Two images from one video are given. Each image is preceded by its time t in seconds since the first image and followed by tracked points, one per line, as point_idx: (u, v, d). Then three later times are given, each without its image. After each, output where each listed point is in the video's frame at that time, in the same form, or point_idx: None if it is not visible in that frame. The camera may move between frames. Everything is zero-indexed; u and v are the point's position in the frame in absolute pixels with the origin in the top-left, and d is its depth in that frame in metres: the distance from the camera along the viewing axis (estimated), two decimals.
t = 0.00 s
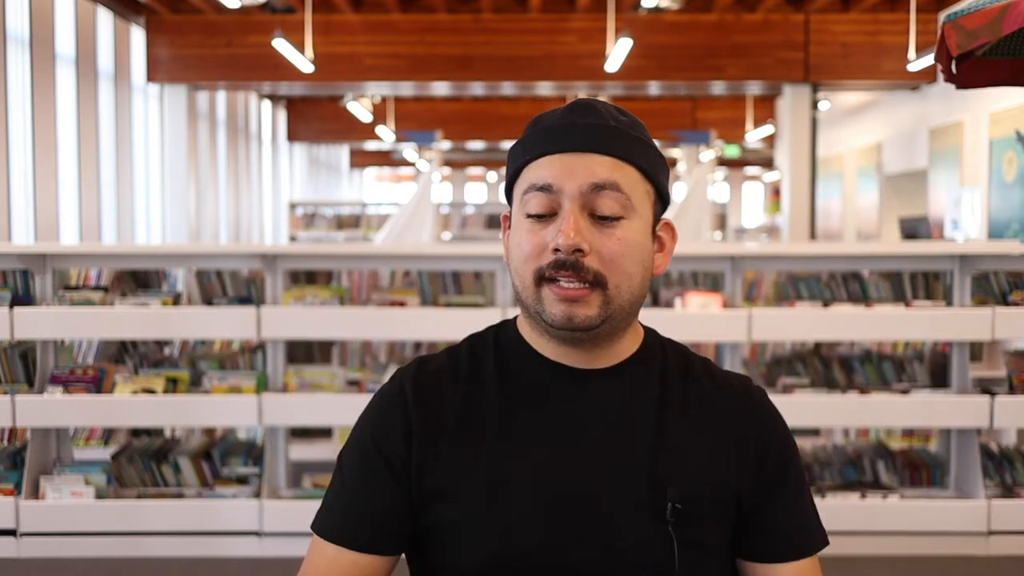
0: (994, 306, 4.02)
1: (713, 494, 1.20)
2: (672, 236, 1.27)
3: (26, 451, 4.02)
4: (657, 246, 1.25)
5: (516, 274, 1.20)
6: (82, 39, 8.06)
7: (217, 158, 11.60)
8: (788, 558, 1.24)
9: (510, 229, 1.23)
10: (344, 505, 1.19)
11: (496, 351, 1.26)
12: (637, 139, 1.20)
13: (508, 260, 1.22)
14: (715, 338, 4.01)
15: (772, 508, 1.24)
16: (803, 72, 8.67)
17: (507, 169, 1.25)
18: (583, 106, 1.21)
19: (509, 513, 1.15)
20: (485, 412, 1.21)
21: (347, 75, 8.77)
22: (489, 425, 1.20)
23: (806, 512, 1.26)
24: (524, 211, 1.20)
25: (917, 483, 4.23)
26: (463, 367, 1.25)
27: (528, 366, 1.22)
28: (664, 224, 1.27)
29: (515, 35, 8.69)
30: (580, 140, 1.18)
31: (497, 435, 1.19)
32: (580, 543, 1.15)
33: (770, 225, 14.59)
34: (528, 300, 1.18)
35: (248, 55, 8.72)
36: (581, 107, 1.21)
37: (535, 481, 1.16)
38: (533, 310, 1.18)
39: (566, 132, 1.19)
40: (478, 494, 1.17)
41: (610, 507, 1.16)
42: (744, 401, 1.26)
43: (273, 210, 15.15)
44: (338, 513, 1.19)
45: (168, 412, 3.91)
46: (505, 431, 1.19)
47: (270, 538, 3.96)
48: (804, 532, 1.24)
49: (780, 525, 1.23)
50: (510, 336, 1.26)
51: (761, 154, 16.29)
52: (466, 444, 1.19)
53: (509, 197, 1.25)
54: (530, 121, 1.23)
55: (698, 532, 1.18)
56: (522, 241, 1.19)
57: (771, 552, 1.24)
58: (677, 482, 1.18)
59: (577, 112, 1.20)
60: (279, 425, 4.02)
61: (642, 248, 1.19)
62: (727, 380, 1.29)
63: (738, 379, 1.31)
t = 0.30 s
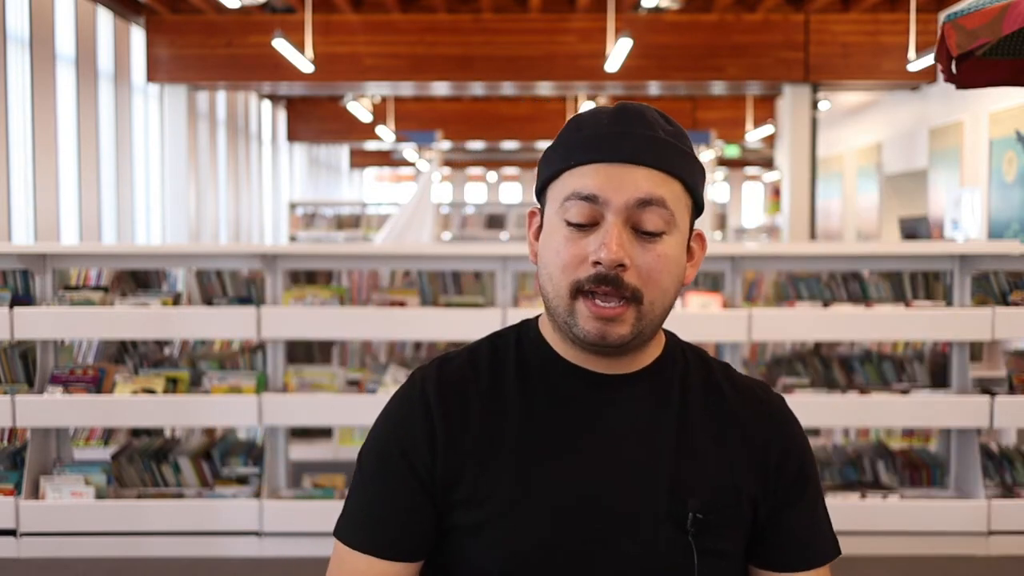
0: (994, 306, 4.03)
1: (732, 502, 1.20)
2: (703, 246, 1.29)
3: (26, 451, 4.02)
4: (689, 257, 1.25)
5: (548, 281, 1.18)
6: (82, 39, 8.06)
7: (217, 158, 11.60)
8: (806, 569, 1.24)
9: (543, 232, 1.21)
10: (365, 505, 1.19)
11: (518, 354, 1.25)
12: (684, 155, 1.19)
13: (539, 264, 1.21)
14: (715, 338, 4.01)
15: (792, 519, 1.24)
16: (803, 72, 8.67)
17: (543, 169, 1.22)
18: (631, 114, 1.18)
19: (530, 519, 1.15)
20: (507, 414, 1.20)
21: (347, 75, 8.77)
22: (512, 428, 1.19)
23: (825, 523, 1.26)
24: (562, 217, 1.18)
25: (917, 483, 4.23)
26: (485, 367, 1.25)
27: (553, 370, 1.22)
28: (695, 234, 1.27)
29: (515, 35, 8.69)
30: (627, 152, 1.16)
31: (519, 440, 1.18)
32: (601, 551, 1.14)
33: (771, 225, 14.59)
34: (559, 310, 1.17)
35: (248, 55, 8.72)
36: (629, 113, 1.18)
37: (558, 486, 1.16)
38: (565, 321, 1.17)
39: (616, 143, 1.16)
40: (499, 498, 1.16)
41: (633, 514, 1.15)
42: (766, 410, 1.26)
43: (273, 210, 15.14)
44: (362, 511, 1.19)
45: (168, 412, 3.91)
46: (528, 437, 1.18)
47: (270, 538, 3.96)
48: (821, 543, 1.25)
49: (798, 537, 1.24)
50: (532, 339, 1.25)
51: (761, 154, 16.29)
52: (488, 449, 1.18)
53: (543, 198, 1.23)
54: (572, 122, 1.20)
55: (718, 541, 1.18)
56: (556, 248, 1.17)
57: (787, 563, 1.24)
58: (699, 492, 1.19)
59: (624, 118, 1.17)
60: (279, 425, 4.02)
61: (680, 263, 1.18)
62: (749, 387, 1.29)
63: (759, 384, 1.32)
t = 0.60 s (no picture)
0: (994, 306, 4.03)
1: (735, 508, 1.20)
2: (711, 250, 1.29)
3: (26, 451, 4.02)
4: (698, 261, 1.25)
5: (556, 279, 1.18)
6: (82, 39, 8.06)
7: (217, 158, 11.60)
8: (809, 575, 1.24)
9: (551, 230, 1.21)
10: (370, 507, 1.19)
11: (523, 355, 1.25)
12: (697, 156, 1.19)
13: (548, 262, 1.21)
14: (714, 337, 4.00)
15: (796, 522, 1.24)
16: (803, 72, 8.67)
17: (553, 166, 1.22)
18: (645, 113, 1.18)
19: (533, 523, 1.15)
20: (512, 416, 1.20)
21: (347, 75, 8.77)
22: (517, 430, 1.19)
23: (829, 527, 1.26)
24: (572, 216, 1.18)
25: (917, 483, 4.23)
26: (489, 367, 1.25)
27: (559, 371, 1.21)
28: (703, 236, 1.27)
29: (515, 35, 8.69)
30: (640, 151, 1.16)
31: (523, 442, 1.18)
32: (603, 554, 1.14)
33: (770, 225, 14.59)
34: (567, 309, 1.17)
35: (248, 55, 8.72)
36: (643, 113, 1.18)
37: (562, 489, 1.16)
38: (573, 320, 1.17)
39: (629, 141, 1.16)
40: (502, 501, 1.16)
41: (636, 517, 1.15)
42: (773, 412, 1.26)
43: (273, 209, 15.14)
44: (366, 513, 1.19)
45: (168, 412, 3.91)
46: (533, 439, 1.18)
47: (270, 538, 3.96)
48: (825, 548, 1.25)
49: (802, 542, 1.24)
50: (538, 339, 1.25)
51: (760, 154, 16.29)
52: (493, 452, 1.18)
53: (552, 195, 1.22)
54: (585, 119, 1.20)
55: (719, 547, 1.19)
56: (565, 246, 1.17)
57: (791, 568, 1.24)
58: (702, 497, 1.19)
59: (638, 117, 1.18)
60: (279, 425, 4.02)
61: (690, 266, 1.18)
62: (755, 388, 1.29)
63: (765, 386, 1.32)
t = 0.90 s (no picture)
0: (995, 306, 4.03)
1: (726, 510, 1.21)
2: (699, 259, 1.28)
3: (26, 451, 4.02)
4: (684, 273, 1.24)
5: (538, 294, 1.17)
6: (82, 39, 8.06)
7: (217, 158, 11.60)
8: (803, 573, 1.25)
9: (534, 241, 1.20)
10: (362, 516, 1.19)
11: (510, 360, 1.25)
12: (684, 170, 1.18)
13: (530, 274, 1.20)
14: (714, 338, 4.01)
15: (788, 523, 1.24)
16: (804, 72, 8.67)
17: (537, 178, 1.21)
18: (632, 126, 1.17)
19: (524, 531, 1.15)
20: (500, 423, 1.20)
21: (347, 75, 8.77)
22: (504, 437, 1.19)
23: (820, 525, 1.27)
24: (555, 230, 1.17)
25: (917, 483, 4.23)
26: (477, 373, 1.24)
27: (547, 378, 1.21)
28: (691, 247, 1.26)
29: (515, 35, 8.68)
30: (624, 167, 1.14)
31: (512, 448, 1.18)
32: (594, 562, 1.15)
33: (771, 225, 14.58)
34: (549, 323, 1.16)
35: (248, 55, 8.73)
36: (629, 125, 1.17)
37: (551, 500, 1.16)
38: (554, 334, 1.16)
39: (613, 157, 1.15)
40: (492, 508, 1.17)
41: (627, 524, 1.16)
42: (763, 412, 1.26)
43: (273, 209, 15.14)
44: (358, 522, 1.19)
45: (168, 412, 3.91)
46: (522, 446, 1.18)
47: (270, 538, 3.96)
48: (817, 547, 1.25)
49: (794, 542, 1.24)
50: (526, 346, 1.25)
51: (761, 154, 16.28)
52: (482, 460, 1.18)
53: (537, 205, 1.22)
54: (570, 130, 1.19)
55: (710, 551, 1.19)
56: (546, 261, 1.16)
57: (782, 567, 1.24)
58: (692, 502, 1.19)
59: (624, 129, 1.16)
60: (279, 425, 4.02)
61: (674, 281, 1.17)
62: (745, 390, 1.29)
63: (755, 384, 1.32)
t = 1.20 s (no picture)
0: (994, 306, 4.03)
1: (715, 511, 1.20)
2: (682, 254, 1.28)
3: (26, 451, 4.02)
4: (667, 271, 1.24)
5: (521, 303, 1.18)
6: (82, 39, 8.06)
7: (217, 158, 11.60)
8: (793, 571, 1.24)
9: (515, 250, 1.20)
10: (352, 524, 1.19)
11: (495, 363, 1.25)
12: (664, 174, 1.16)
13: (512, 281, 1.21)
14: (714, 338, 4.01)
15: (777, 519, 1.23)
16: (803, 72, 8.67)
17: (515, 186, 1.20)
18: (609, 133, 1.15)
19: (513, 537, 1.15)
20: (485, 428, 1.20)
21: (347, 75, 8.77)
22: (490, 443, 1.19)
23: (810, 522, 1.26)
24: (536, 241, 1.17)
25: (917, 484, 4.23)
26: (462, 378, 1.25)
27: (532, 383, 1.21)
28: (673, 246, 1.26)
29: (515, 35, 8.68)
30: (603, 178, 1.13)
31: (498, 453, 1.18)
32: (583, 567, 1.15)
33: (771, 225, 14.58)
34: (533, 333, 1.17)
35: (248, 55, 8.73)
36: (606, 131, 1.15)
37: (538, 505, 1.16)
38: (539, 345, 1.17)
39: (593, 167, 1.13)
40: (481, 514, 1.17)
41: (615, 528, 1.15)
42: (748, 411, 1.26)
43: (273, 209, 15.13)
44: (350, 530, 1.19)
45: (169, 413, 3.91)
46: (509, 451, 1.18)
47: (270, 538, 3.96)
48: (807, 544, 1.24)
49: (785, 541, 1.23)
50: (509, 350, 1.25)
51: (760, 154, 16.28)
52: (470, 466, 1.18)
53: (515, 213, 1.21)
54: (546, 138, 1.17)
55: (700, 554, 1.19)
56: (528, 271, 1.17)
57: (773, 566, 1.23)
58: (680, 504, 1.19)
59: (601, 136, 1.14)
60: (279, 425, 4.02)
61: (658, 286, 1.18)
62: (731, 388, 1.29)
63: (741, 381, 1.32)
